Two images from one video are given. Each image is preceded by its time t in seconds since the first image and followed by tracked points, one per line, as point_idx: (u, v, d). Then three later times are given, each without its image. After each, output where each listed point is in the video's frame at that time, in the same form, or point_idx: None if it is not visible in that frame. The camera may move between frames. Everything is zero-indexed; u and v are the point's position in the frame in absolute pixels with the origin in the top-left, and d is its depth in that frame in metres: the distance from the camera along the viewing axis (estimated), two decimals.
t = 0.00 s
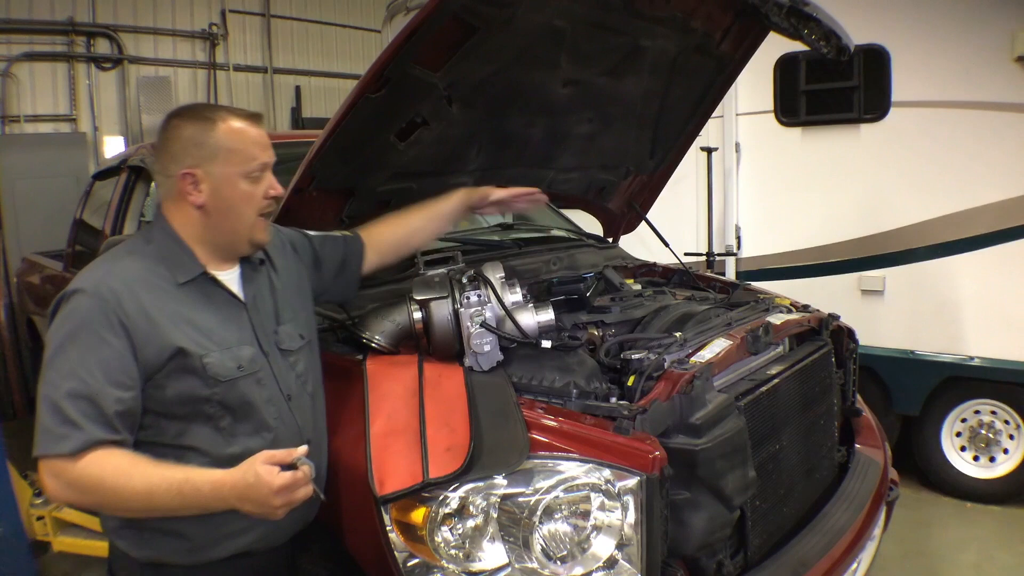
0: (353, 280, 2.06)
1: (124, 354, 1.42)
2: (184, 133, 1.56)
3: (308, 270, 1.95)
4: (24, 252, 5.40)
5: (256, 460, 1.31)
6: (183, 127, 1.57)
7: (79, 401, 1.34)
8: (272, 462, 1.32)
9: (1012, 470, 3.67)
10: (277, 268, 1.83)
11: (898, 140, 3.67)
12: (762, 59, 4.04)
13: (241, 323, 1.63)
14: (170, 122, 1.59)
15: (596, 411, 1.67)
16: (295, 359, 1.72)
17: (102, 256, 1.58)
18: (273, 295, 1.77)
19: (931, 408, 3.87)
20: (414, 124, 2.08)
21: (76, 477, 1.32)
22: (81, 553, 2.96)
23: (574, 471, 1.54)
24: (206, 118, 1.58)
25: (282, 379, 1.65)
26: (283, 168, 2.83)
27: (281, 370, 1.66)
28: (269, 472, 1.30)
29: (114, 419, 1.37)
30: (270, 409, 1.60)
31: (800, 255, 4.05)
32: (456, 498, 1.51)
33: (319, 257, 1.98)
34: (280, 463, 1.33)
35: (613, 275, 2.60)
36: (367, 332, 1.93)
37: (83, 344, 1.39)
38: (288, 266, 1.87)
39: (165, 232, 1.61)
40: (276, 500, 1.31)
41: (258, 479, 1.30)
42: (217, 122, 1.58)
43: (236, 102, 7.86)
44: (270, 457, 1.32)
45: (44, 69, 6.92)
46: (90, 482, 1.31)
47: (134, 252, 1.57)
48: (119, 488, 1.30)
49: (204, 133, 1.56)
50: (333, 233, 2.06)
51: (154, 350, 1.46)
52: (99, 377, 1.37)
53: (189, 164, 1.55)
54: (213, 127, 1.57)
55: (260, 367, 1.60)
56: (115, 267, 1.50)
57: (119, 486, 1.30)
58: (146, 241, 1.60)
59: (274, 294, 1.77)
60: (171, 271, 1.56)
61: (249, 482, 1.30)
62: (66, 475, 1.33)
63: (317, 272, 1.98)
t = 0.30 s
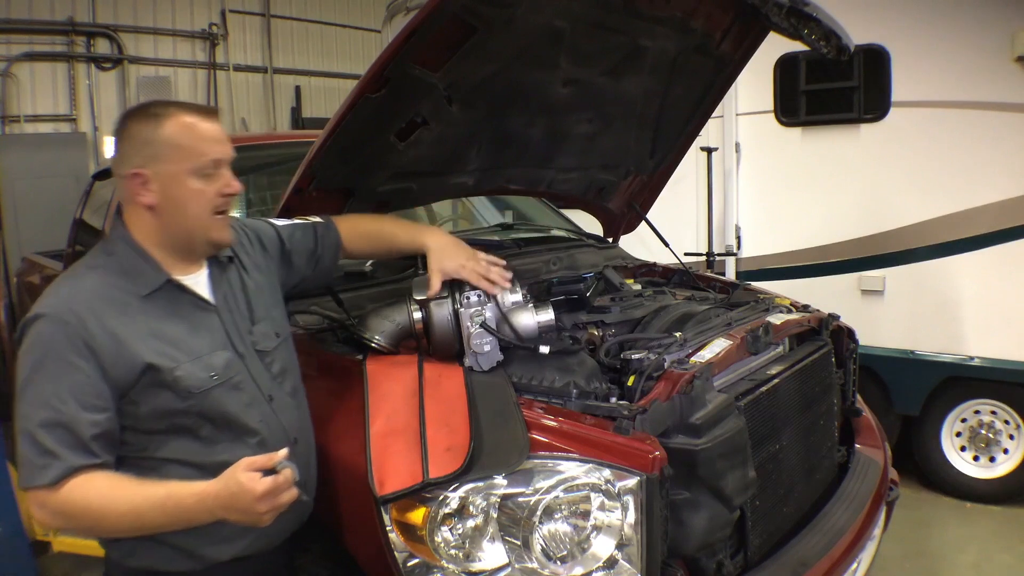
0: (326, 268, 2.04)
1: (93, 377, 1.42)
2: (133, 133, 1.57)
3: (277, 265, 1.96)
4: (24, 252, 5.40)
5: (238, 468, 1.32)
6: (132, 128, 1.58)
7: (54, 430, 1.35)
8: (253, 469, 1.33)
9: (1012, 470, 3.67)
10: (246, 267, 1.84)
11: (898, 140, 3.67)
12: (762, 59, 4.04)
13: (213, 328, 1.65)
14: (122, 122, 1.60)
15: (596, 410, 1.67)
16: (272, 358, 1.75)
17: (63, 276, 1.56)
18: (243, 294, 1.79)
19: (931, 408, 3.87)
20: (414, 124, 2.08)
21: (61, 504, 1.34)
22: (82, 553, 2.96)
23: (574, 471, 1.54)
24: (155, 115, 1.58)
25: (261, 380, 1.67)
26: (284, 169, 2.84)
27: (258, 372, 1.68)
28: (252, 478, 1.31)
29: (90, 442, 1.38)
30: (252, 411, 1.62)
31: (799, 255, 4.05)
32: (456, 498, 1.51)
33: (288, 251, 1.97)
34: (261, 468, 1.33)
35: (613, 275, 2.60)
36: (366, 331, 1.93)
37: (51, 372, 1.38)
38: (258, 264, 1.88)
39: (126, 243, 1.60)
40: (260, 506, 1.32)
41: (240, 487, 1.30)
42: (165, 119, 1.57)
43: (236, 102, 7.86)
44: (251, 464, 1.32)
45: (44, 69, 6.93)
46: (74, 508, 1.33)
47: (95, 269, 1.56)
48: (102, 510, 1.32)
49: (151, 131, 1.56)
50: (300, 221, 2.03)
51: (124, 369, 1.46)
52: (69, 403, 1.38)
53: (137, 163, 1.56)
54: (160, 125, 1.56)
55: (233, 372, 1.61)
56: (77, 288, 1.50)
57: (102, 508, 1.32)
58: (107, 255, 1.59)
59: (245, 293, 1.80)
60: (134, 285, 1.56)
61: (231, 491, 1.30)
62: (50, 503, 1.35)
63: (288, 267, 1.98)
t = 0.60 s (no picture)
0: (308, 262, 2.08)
1: (70, 388, 1.43)
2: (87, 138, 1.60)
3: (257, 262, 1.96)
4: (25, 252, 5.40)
5: (221, 478, 1.32)
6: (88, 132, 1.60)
7: (32, 444, 1.37)
8: (235, 480, 1.32)
9: (1012, 470, 3.67)
10: (227, 265, 1.84)
11: (898, 140, 3.67)
12: (762, 59, 4.04)
13: (193, 331, 1.64)
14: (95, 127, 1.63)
15: (596, 410, 1.67)
16: (258, 357, 1.76)
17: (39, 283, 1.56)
18: (224, 291, 1.79)
19: (931, 408, 3.87)
20: (414, 124, 2.08)
21: (43, 517, 1.36)
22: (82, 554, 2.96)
23: (574, 471, 1.54)
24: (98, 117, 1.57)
25: (246, 381, 1.68)
26: (284, 169, 2.84)
27: (242, 372, 1.68)
28: (233, 490, 1.30)
29: (68, 453, 1.40)
30: (237, 413, 1.63)
31: (799, 255, 4.05)
32: (456, 498, 1.51)
33: (268, 247, 1.99)
34: (243, 479, 1.33)
35: (613, 275, 2.60)
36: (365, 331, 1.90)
37: (26, 385, 1.39)
38: (239, 262, 1.88)
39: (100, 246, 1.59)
40: (242, 518, 1.31)
41: (221, 498, 1.30)
42: (102, 119, 1.55)
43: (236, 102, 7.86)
44: (233, 475, 1.32)
45: (44, 69, 6.94)
46: (56, 520, 1.35)
47: (72, 275, 1.55)
48: (86, 521, 1.33)
49: (92, 134, 1.56)
50: (278, 218, 2.06)
51: (102, 378, 1.46)
52: (47, 416, 1.39)
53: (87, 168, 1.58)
54: (97, 126, 1.55)
55: (215, 376, 1.61)
56: (52, 297, 1.49)
57: (86, 519, 1.33)
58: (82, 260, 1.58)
59: (226, 292, 1.79)
60: (109, 291, 1.54)
61: (212, 502, 1.30)
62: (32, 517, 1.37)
63: (270, 263, 2.00)
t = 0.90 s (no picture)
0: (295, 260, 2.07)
1: (65, 389, 1.42)
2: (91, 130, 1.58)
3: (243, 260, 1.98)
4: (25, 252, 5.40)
5: (221, 477, 1.31)
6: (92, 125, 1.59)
7: (27, 446, 1.35)
8: (236, 477, 1.32)
9: (1012, 470, 3.67)
10: (216, 265, 1.86)
11: (897, 140, 3.67)
12: (762, 59, 4.04)
13: (186, 330, 1.66)
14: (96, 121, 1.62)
15: (596, 411, 1.67)
16: (250, 354, 1.78)
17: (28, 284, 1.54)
18: (214, 291, 1.81)
19: (931, 408, 3.87)
20: (414, 124, 2.07)
21: (40, 519, 1.33)
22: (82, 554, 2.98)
23: (574, 471, 1.54)
24: (109, 112, 1.56)
25: (239, 379, 1.70)
26: (284, 169, 2.84)
27: (234, 370, 1.70)
28: (234, 488, 1.29)
29: (65, 455, 1.38)
30: (231, 412, 1.65)
31: (799, 255, 4.05)
32: (456, 498, 1.51)
33: (253, 245, 1.99)
34: (243, 478, 1.32)
35: (613, 275, 2.59)
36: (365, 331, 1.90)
37: (20, 386, 1.37)
38: (226, 263, 1.90)
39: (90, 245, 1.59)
40: (244, 515, 1.30)
41: (223, 497, 1.29)
42: (114, 117, 1.54)
43: (236, 102, 7.86)
44: (233, 473, 1.31)
45: (44, 69, 6.94)
46: (53, 523, 1.33)
47: (62, 275, 1.54)
48: (84, 522, 1.31)
49: (100, 129, 1.55)
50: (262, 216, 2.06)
51: (99, 379, 1.47)
52: (44, 417, 1.37)
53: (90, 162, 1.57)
54: (108, 123, 1.54)
55: (209, 374, 1.63)
56: (44, 297, 1.48)
57: (83, 520, 1.31)
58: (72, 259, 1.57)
59: (216, 291, 1.81)
60: (102, 292, 1.54)
61: (213, 501, 1.29)
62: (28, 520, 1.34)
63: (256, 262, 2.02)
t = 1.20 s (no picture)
0: (282, 271, 2.08)
1: (70, 391, 1.42)
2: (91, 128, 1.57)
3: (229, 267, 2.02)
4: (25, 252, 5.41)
5: (233, 472, 1.36)
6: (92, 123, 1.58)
7: (35, 449, 1.34)
8: (248, 472, 1.37)
9: (1012, 470, 3.67)
10: (206, 269, 1.88)
11: (897, 140, 3.67)
12: (762, 59, 4.04)
13: (185, 331, 1.66)
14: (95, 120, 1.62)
15: (596, 411, 1.67)
16: (244, 356, 1.78)
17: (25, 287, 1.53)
18: (207, 293, 1.81)
19: (931, 408, 3.86)
20: (414, 124, 2.07)
21: (53, 523, 1.34)
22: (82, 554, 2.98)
23: (574, 471, 1.54)
24: (109, 110, 1.56)
25: (237, 379, 1.71)
26: (284, 169, 2.84)
27: (232, 370, 1.71)
28: (249, 482, 1.35)
29: (73, 457, 1.38)
30: (233, 411, 1.65)
31: (799, 255, 4.05)
32: (456, 498, 1.51)
33: (242, 253, 2.04)
34: (256, 472, 1.38)
35: (613, 274, 2.59)
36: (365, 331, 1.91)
37: (26, 389, 1.37)
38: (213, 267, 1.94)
39: (87, 246, 1.58)
40: (259, 508, 1.36)
41: (239, 491, 1.34)
42: (114, 114, 1.54)
43: (236, 102, 7.86)
44: (246, 468, 1.37)
45: (44, 69, 6.94)
46: (67, 526, 1.33)
47: (61, 276, 1.54)
48: (98, 524, 1.32)
49: (101, 127, 1.54)
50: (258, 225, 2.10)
51: (103, 380, 1.47)
52: (50, 420, 1.37)
53: (88, 160, 1.56)
54: (109, 120, 1.54)
55: (209, 374, 1.63)
56: (44, 299, 1.48)
57: (97, 522, 1.32)
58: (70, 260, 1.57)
59: (210, 293, 1.82)
60: (102, 292, 1.55)
61: (230, 496, 1.34)
62: (41, 524, 1.34)
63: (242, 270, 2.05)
